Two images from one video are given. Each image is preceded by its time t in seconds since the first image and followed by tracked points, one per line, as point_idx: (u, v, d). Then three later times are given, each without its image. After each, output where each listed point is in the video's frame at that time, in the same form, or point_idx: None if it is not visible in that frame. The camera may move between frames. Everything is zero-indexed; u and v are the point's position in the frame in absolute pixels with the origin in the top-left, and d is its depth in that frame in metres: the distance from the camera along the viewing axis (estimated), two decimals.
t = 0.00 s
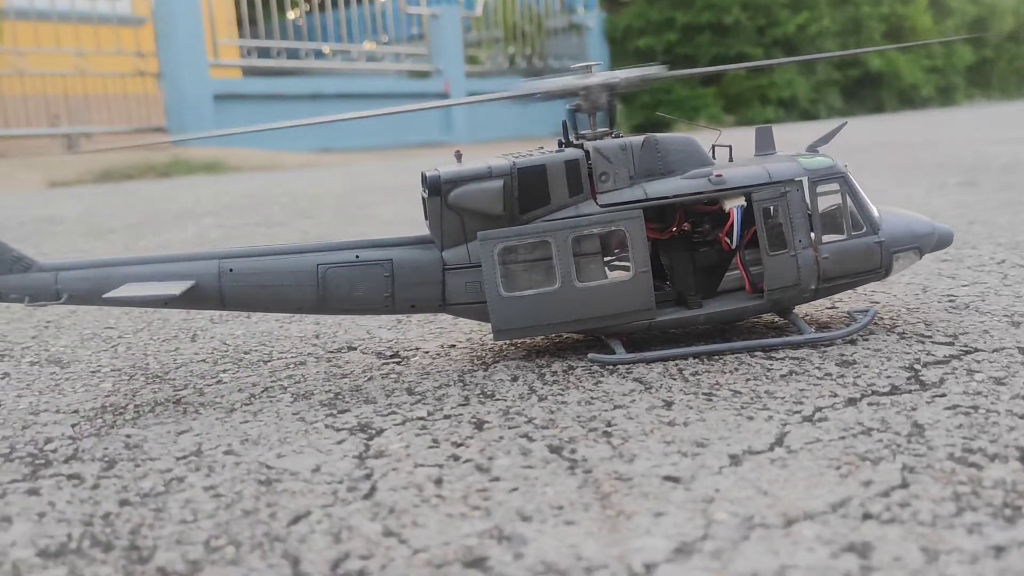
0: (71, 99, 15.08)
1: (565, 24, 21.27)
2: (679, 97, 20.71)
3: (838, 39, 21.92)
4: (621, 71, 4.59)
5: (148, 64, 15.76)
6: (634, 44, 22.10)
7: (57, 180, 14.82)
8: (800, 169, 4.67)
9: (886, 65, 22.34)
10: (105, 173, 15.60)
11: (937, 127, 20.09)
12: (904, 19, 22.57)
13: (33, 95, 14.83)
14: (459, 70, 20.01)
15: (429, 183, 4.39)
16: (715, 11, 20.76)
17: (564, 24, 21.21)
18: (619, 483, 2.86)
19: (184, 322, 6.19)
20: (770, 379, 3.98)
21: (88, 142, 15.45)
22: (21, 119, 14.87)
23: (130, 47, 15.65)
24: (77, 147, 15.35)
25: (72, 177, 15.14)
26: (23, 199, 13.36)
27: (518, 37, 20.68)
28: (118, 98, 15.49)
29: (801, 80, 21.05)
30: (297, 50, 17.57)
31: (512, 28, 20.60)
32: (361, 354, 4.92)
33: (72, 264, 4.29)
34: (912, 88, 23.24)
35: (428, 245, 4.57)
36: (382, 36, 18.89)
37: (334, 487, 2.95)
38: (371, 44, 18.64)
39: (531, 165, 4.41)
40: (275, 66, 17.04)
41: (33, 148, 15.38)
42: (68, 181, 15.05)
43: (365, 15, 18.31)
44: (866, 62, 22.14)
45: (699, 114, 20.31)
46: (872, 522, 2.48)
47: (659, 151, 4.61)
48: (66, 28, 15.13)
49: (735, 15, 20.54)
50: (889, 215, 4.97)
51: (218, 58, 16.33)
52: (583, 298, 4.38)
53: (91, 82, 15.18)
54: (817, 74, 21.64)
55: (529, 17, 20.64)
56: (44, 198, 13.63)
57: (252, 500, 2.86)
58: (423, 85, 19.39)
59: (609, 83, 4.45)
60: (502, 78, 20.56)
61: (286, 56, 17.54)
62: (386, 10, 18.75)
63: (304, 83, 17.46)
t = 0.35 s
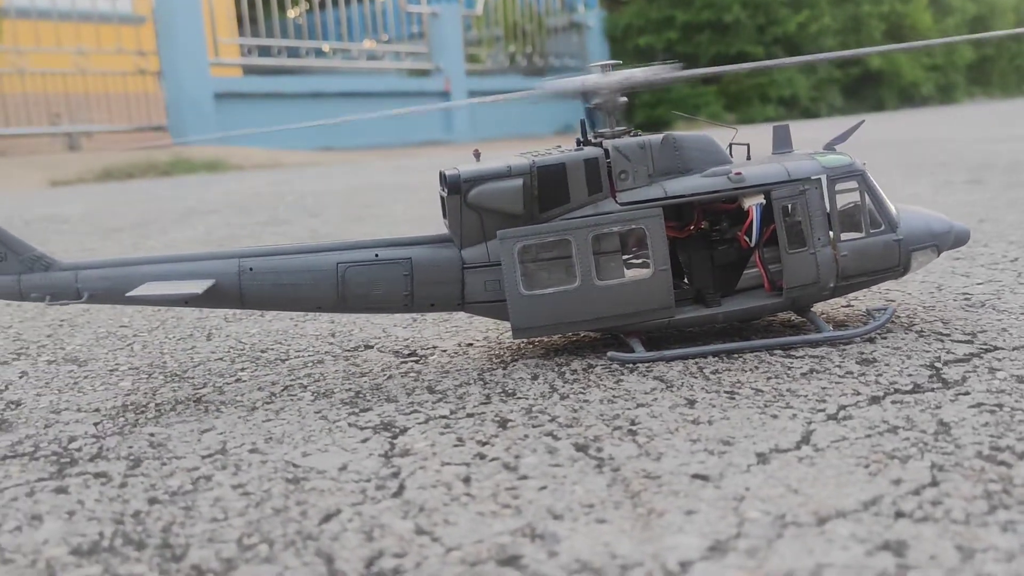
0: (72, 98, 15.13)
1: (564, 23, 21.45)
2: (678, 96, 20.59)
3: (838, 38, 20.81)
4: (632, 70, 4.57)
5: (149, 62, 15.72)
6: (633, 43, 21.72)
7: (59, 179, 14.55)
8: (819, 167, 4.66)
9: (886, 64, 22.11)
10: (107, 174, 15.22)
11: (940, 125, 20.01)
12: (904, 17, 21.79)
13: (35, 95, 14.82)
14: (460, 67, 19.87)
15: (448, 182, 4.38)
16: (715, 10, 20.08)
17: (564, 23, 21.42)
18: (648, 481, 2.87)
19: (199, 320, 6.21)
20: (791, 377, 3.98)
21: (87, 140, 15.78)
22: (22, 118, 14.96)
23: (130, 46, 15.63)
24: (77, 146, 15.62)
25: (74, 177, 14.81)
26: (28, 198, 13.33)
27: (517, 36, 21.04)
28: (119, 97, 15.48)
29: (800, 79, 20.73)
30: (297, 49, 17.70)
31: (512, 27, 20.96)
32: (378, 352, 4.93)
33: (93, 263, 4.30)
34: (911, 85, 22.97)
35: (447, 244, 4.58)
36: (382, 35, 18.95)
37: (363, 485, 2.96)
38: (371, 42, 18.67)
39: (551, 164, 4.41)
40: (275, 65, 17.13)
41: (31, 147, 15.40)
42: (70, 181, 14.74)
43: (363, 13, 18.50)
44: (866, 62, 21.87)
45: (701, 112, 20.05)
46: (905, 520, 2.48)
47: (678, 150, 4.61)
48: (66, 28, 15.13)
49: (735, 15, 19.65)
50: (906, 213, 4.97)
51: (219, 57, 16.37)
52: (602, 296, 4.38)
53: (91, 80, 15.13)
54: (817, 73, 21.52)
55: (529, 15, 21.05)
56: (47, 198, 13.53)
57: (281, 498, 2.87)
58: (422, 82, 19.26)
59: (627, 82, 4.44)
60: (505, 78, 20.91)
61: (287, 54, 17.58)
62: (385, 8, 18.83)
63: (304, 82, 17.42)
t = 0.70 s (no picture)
0: (74, 96, 15.03)
1: (564, 22, 21.36)
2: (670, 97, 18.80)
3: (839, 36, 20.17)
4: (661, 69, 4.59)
5: (149, 61, 15.63)
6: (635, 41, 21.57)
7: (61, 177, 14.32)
8: (842, 167, 4.69)
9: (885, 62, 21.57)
10: (109, 172, 14.88)
11: (944, 122, 19.96)
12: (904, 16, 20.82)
13: (36, 93, 14.72)
14: (460, 64, 19.75)
15: (474, 181, 4.40)
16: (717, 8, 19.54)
17: (564, 22, 21.34)
18: (686, 478, 2.90)
19: (218, 319, 6.22)
20: (818, 376, 4.00)
21: (89, 138, 15.52)
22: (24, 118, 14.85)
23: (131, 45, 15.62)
24: (79, 145, 15.40)
25: (75, 176, 14.55)
26: (35, 196, 13.26)
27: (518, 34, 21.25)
28: (121, 95, 15.44)
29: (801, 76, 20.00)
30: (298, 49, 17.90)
31: (513, 26, 21.18)
32: (402, 351, 4.96)
33: (122, 263, 4.34)
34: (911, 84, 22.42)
35: (472, 244, 4.60)
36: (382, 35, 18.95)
37: (403, 482, 2.99)
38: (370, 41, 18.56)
39: (576, 164, 4.43)
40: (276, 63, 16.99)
41: (30, 147, 15.06)
42: (71, 180, 14.48)
43: (364, 11, 18.52)
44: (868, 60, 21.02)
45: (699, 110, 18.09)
46: (946, 516, 2.51)
47: (702, 150, 4.64)
48: (67, 27, 15.06)
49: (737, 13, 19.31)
50: (927, 212, 4.99)
51: (220, 55, 16.28)
52: (628, 295, 4.41)
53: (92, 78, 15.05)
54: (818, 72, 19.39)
55: (529, 14, 21.31)
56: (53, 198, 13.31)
57: (323, 495, 2.90)
58: (422, 82, 19.31)
59: (653, 82, 4.47)
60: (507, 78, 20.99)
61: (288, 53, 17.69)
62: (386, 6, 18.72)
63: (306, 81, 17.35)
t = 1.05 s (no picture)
0: (74, 95, 14.66)
1: (563, 20, 20.27)
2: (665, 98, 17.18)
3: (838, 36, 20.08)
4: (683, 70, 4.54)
5: (149, 60, 15.37)
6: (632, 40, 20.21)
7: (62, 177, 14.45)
8: (864, 168, 4.70)
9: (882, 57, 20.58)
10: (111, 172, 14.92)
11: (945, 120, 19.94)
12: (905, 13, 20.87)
13: (35, 93, 14.31)
14: (460, 64, 19.54)
15: (499, 182, 4.40)
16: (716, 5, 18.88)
17: (562, 20, 20.32)
18: (723, 478, 2.91)
19: (237, 319, 6.25)
20: (844, 376, 4.02)
21: (88, 137, 15.16)
22: (21, 117, 14.40)
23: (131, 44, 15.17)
24: (78, 144, 15.02)
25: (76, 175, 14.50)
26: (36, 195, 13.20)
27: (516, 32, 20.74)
28: (121, 95, 15.14)
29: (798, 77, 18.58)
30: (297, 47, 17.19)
31: (512, 24, 20.63)
32: (424, 351, 4.98)
33: (149, 263, 4.35)
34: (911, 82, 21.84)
35: (495, 244, 4.62)
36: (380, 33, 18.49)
37: (439, 482, 3.01)
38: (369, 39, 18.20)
39: (600, 164, 4.45)
40: (274, 62, 16.53)
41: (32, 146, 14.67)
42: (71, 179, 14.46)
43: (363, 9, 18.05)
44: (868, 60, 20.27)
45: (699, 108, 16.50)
46: (985, 516, 2.53)
47: (723, 151, 4.65)
48: (68, 25, 14.60)
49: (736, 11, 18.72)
50: (947, 212, 5.00)
51: (219, 55, 15.86)
52: (653, 295, 4.43)
53: (91, 77, 14.69)
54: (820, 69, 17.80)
55: (529, 12, 20.74)
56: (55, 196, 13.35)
57: (361, 495, 2.92)
58: (422, 79, 18.97)
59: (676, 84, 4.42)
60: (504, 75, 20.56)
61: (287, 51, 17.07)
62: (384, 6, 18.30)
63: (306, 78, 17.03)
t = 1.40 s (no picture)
0: (71, 93, 14.58)
1: (563, 19, 20.99)
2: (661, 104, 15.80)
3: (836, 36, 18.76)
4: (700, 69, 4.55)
5: (148, 57, 15.34)
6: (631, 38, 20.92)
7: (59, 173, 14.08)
8: (881, 166, 4.74)
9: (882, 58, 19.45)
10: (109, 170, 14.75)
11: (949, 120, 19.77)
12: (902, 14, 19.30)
13: (33, 90, 14.24)
14: (459, 63, 19.46)
15: (519, 179, 4.44)
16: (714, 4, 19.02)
17: (561, 19, 20.98)
18: (752, 472, 2.95)
19: (253, 317, 6.26)
20: (863, 372, 4.06)
21: (85, 134, 15.03)
22: (18, 115, 14.25)
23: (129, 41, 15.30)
24: (76, 142, 14.92)
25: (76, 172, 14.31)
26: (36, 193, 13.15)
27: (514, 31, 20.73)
28: (118, 92, 15.09)
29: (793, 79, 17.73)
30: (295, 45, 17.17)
31: (510, 23, 20.64)
32: (443, 348, 5.01)
33: (170, 260, 4.37)
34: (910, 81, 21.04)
35: (515, 242, 4.65)
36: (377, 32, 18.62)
37: (471, 476, 3.05)
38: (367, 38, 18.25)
39: (620, 163, 4.49)
40: (271, 60, 16.59)
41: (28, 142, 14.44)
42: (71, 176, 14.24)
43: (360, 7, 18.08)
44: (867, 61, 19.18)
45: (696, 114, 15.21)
46: (1013, 509, 2.57)
47: (741, 150, 4.68)
48: (65, 23, 14.68)
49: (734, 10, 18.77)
50: (961, 211, 5.04)
51: (218, 53, 15.98)
52: (673, 292, 4.47)
53: (90, 74, 14.64)
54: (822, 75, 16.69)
55: (527, 12, 20.70)
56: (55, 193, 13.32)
57: (394, 489, 2.96)
58: (422, 78, 18.94)
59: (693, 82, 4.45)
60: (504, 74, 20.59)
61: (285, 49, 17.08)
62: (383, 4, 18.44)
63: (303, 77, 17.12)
